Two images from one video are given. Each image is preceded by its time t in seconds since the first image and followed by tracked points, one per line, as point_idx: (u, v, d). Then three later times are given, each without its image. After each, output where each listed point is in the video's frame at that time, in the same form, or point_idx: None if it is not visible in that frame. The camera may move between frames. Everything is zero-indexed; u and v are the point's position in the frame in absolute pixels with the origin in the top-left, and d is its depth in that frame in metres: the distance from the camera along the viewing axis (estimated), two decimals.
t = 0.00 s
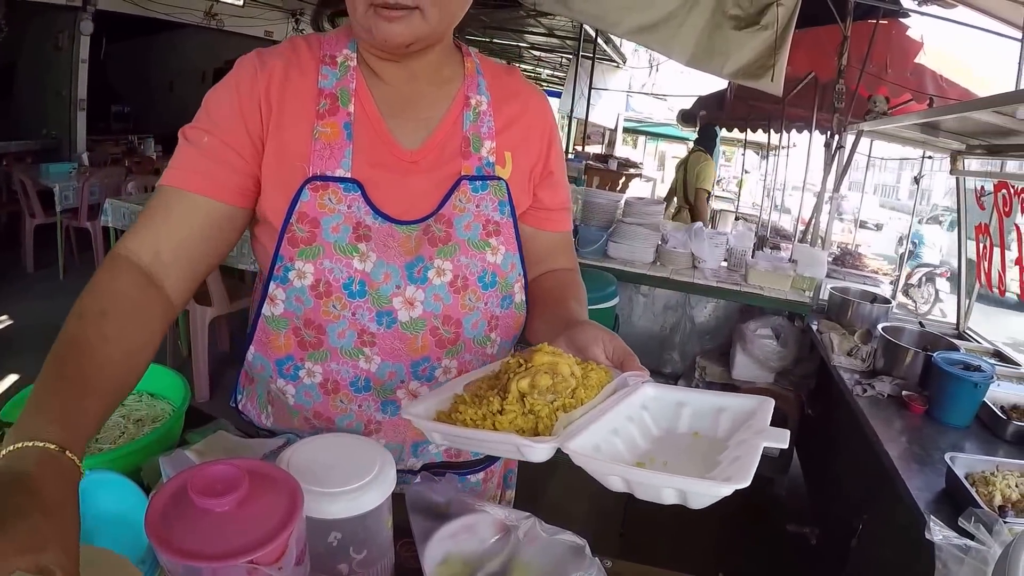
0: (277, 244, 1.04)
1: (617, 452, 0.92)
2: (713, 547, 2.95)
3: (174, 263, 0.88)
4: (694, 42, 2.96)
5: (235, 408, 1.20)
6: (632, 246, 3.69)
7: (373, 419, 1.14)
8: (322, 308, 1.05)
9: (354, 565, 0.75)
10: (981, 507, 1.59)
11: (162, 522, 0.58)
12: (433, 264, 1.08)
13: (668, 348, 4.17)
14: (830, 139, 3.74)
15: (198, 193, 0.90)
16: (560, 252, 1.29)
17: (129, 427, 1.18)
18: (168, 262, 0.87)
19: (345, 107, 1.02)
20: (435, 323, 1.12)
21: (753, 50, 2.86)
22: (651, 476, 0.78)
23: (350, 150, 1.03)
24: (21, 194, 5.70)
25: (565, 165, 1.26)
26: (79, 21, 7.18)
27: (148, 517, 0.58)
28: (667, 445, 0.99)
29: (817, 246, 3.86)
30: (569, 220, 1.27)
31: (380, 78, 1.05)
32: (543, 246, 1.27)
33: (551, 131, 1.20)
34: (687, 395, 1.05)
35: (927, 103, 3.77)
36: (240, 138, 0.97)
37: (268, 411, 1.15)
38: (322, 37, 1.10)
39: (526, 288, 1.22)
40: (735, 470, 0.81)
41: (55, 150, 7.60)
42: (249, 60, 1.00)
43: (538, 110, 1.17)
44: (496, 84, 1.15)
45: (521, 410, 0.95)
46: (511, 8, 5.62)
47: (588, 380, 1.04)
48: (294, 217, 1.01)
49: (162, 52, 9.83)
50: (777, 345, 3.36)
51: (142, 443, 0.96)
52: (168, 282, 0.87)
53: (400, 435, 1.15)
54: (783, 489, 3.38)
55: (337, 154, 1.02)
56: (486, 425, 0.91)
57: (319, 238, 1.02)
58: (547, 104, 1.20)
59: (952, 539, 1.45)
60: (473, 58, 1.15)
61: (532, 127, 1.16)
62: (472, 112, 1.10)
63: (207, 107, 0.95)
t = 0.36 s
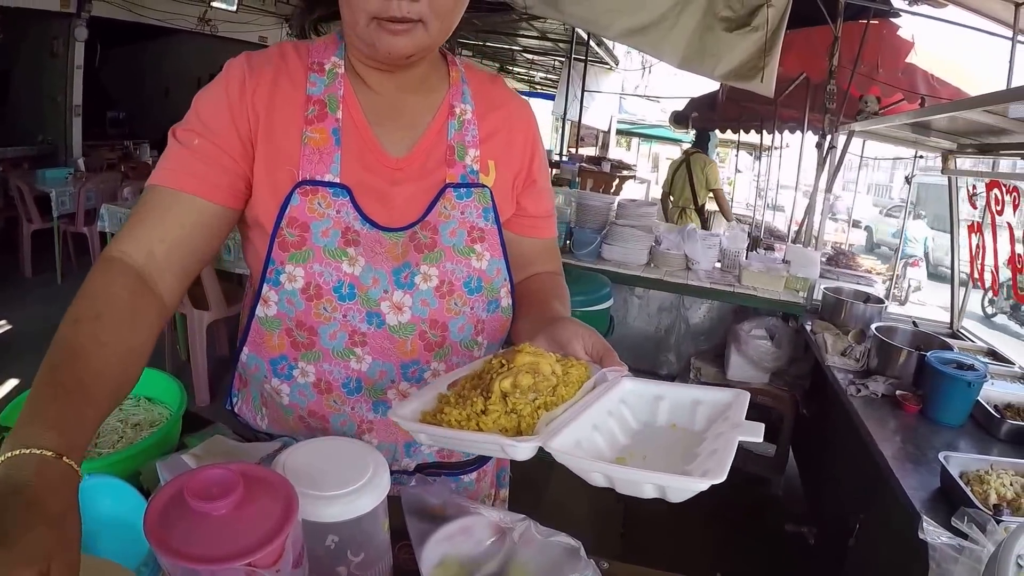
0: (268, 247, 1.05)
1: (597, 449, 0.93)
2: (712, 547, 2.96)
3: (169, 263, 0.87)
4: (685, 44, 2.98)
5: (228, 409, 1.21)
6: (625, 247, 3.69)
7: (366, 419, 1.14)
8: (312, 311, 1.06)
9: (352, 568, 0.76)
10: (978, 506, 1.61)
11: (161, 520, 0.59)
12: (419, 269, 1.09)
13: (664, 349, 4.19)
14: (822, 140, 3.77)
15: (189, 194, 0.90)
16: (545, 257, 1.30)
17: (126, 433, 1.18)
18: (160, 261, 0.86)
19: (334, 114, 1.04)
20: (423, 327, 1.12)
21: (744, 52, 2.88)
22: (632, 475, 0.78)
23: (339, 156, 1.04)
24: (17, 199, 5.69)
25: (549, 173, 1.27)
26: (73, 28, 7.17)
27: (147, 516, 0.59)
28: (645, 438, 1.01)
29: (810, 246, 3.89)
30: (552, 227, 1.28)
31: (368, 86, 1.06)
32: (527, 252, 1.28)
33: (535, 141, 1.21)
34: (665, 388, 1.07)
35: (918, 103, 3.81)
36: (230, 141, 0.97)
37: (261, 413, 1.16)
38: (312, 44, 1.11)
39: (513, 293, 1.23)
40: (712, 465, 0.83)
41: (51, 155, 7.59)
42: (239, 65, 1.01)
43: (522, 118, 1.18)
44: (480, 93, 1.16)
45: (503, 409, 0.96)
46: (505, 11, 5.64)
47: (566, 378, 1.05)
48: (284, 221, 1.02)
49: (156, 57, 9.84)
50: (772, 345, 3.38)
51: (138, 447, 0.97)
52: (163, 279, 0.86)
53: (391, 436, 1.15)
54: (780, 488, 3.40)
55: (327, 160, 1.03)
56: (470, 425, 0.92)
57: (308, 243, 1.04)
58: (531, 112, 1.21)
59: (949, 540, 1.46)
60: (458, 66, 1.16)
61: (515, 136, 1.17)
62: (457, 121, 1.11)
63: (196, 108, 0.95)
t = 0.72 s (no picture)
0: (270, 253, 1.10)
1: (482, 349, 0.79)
2: (712, 547, 2.96)
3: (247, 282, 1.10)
4: (681, 46, 2.99)
5: (240, 396, 1.25)
6: (623, 251, 3.70)
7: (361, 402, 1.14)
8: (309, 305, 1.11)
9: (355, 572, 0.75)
10: (978, 506, 1.61)
11: (167, 519, 0.60)
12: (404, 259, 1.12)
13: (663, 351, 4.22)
14: (818, 141, 3.78)
15: (239, 239, 1.07)
16: (535, 239, 1.21)
17: (130, 437, 1.18)
18: (240, 282, 1.09)
19: (322, 127, 1.07)
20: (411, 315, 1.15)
21: (740, 54, 2.89)
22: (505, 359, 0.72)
23: (329, 165, 1.07)
24: (17, 205, 5.69)
25: (535, 156, 1.21)
26: (72, 34, 7.18)
27: (153, 517, 0.60)
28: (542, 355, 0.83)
29: (808, 247, 3.90)
30: (539, 207, 1.19)
31: (353, 97, 1.11)
32: (510, 233, 1.21)
33: (512, 125, 1.17)
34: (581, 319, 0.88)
35: (914, 103, 3.82)
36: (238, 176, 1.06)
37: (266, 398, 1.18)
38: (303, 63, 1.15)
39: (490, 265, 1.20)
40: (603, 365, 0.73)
41: (51, 161, 7.59)
42: (237, 93, 1.07)
43: (497, 102, 1.17)
44: (456, 89, 1.16)
45: (388, 305, 0.92)
46: (502, 15, 5.65)
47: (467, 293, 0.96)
48: (281, 227, 1.06)
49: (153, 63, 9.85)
50: (771, 346, 3.39)
51: (142, 453, 0.98)
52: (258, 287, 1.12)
53: (385, 417, 1.15)
54: (779, 489, 3.41)
55: (318, 168, 1.06)
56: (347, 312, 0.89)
57: (302, 246, 1.07)
58: (509, 97, 1.19)
59: (948, 539, 1.47)
60: (436, 69, 1.17)
61: (490, 122, 1.15)
62: (433, 119, 1.11)
63: (212, 150, 1.05)
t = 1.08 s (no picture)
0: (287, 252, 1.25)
1: (355, 332, 0.98)
2: (714, 549, 2.95)
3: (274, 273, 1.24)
4: (682, 48, 2.99)
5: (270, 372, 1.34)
6: (626, 253, 3.71)
7: (360, 378, 1.21)
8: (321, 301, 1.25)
9: None
10: (979, 507, 1.61)
11: (176, 524, 0.60)
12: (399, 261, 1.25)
13: (665, 353, 4.24)
14: (820, 141, 3.77)
15: (263, 241, 1.21)
16: (519, 239, 1.22)
17: (136, 442, 1.18)
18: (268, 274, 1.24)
19: (329, 147, 1.16)
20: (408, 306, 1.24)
21: (740, 56, 2.91)
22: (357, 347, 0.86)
23: (335, 181, 1.17)
24: (19, 211, 5.69)
25: (525, 159, 1.21)
26: (74, 40, 7.20)
27: (163, 524, 0.60)
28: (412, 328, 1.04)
29: (811, 247, 3.88)
30: (527, 207, 1.20)
31: (354, 117, 1.19)
32: (497, 234, 1.23)
33: (500, 132, 1.19)
34: (451, 288, 1.07)
35: (916, 103, 3.81)
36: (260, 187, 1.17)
37: (286, 371, 1.28)
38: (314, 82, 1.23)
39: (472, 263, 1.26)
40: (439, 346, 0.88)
41: (53, 167, 7.60)
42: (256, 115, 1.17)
43: (484, 109, 1.20)
44: (448, 101, 1.20)
45: (275, 287, 1.07)
46: (503, 18, 5.65)
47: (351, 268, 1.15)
48: (293, 235, 1.20)
49: (155, 68, 9.87)
50: (773, 348, 3.37)
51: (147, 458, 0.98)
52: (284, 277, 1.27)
53: (380, 391, 1.21)
54: (782, 491, 3.40)
55: (325, 185, 1.17)
56: (241, 295, 1.04)
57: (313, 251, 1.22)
58: (499, 102, 1.21)
59: (950, 540, 1.46)
60: (431, 80, 1.22)
61: (477, 132, 1.18)
62: (423, 132, 1.18)
63: (242, 168, 1.16)
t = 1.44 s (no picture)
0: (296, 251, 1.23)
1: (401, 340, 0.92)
2: (719, 551, 2.95)
3: (279, 267, 1.22)
4: (685, 50, 2.99)
5: (291, 365, 1.33)
6: (630, 255, 3.71)
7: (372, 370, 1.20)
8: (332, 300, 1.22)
9: None
10: (985, 507, 1.61)
11: (183, 529, 0.61)
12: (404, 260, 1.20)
13: (669, 355, 4.23)
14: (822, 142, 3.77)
15: (272, 237, 1.19)
16: (522, 237, 1.20)
17: (142, 446, 1.18)
18: (274, 267, 1.22)
19: (338, 149, 1.15)
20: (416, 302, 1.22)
21: (742, 58, 2.91)
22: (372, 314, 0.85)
23: (343, 181, 1.16)
24: (24, 216, 5.72)
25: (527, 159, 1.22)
26: (77, 47, 7.23)
27: (170, 528, 0.61)
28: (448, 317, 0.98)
29: (814, 248, 3.87)
30: (529, 203, 1.20)
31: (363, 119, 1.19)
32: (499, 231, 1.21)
33: (503, 132, 1.19)
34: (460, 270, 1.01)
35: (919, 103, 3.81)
36: (271, 185, 1.17)
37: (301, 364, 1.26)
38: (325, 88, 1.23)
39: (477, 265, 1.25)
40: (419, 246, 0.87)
41: (57, 172, 7.62)
42: (270, 115, 1.18)
43: (490, 113, 1.19)
44: (454, 105, 1.20)
45: (335, 327, 1.01)
46: (505, 22, 5.67)
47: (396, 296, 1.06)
48: (303, 234, 1.18)
49: (158, 74, 9.90)
50: (777, 349, 3.35)
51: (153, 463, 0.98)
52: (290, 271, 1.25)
53: (391, 383, 1.21)
54: (787, 492, 3.39)
55: (333, 184, 1.15)
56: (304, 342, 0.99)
57: (321, 248, 1.18)
58: (502, 106, 1.21)
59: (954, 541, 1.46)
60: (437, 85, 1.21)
61: (483, 132, 1.18)
62: (429, 134, 1.17)
63: (253, 168, 1.16)
